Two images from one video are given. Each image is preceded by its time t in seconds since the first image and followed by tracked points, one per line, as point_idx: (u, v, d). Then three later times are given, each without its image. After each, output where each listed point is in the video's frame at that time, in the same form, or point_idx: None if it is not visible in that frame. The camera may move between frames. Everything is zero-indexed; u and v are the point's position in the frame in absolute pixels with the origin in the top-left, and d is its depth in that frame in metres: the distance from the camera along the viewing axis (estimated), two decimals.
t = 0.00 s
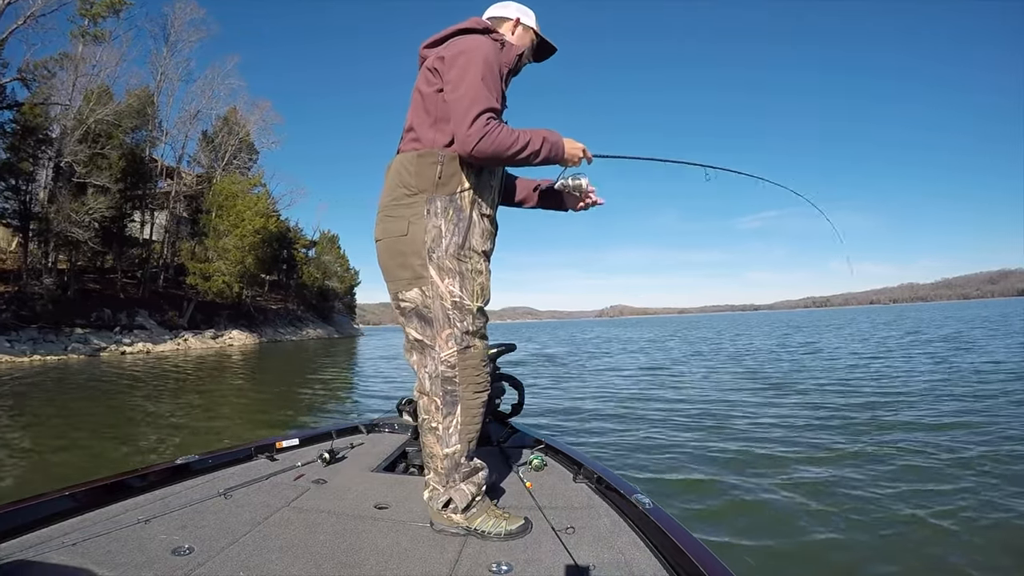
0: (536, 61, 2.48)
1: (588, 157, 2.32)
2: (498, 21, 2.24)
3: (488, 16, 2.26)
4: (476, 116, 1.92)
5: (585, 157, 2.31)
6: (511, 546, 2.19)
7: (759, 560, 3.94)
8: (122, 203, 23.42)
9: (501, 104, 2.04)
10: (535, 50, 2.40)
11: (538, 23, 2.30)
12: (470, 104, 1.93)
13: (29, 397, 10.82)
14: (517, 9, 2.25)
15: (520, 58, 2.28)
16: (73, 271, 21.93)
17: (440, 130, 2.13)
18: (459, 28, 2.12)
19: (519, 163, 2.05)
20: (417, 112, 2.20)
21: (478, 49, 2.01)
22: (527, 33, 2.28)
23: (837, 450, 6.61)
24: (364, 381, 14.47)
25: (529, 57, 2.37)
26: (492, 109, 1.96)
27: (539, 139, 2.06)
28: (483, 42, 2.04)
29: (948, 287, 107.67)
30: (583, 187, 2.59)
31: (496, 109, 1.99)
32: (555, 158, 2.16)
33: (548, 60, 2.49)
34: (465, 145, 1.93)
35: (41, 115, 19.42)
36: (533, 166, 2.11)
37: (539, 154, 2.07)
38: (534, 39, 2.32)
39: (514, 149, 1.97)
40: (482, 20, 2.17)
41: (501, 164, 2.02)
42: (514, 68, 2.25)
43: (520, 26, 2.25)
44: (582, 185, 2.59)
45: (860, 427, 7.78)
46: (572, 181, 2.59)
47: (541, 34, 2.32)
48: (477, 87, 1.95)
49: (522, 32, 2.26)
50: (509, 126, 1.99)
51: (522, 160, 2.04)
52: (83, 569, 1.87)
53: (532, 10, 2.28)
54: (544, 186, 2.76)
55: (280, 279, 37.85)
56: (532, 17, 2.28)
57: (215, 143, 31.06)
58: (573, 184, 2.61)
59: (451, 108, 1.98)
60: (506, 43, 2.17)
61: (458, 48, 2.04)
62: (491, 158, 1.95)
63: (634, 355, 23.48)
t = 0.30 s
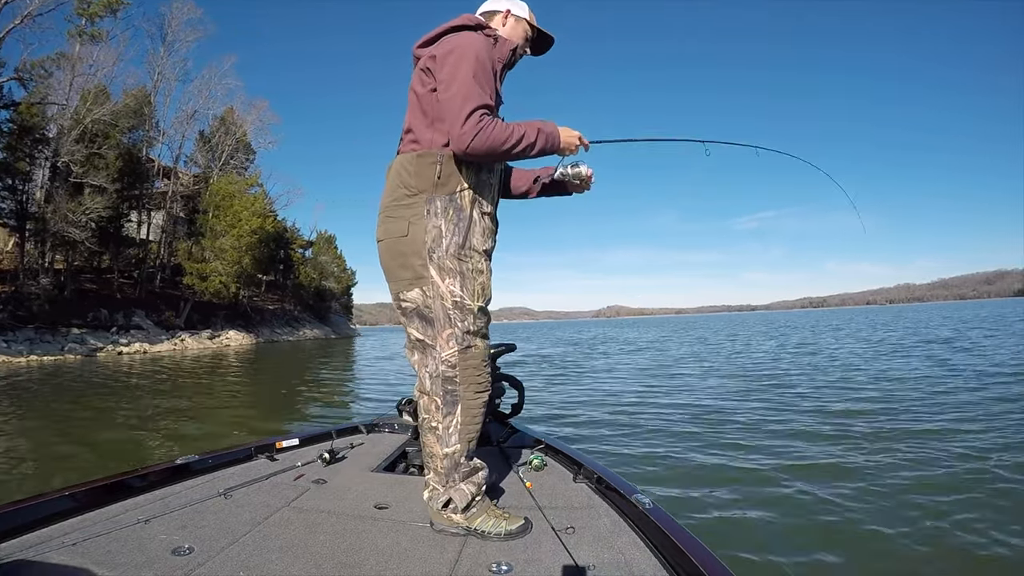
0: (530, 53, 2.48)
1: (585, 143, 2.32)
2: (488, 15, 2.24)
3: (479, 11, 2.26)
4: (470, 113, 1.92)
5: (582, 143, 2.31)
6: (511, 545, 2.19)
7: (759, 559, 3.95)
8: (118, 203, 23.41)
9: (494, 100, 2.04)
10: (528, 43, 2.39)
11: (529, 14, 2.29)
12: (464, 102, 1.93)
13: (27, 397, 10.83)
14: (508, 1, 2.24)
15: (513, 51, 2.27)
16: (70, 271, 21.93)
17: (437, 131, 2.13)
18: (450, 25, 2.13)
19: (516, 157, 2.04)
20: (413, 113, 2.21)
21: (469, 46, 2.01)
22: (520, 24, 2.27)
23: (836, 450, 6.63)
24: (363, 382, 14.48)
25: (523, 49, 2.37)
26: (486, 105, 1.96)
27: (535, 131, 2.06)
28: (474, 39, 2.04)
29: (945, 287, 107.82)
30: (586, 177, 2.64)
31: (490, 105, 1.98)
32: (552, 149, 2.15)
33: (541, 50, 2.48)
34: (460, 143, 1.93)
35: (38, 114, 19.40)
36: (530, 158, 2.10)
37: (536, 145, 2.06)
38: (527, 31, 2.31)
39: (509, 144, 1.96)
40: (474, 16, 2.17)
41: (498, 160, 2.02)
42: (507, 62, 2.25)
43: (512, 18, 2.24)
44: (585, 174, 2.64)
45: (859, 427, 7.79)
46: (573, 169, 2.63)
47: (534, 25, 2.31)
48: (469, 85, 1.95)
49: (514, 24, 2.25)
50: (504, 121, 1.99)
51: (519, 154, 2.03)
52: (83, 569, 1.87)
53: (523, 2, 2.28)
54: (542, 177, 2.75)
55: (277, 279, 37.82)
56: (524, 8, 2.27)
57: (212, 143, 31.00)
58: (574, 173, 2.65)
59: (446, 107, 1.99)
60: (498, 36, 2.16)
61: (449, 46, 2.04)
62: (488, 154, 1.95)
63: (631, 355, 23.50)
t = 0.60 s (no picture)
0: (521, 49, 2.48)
1: (583, 133, 2.32)
2: (482, 12, 2.24)
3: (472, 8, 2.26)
4: (467, 111, 1.93)
5: (580, 133, 2.31)
6: (511, 545, 2.19)
7: (758, 556, 3.96)
8: (115, 203, 23.33)
9: (491, 96, 2.04)
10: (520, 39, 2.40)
11: (522, 10, 2.29)
12: (461, 99, 1.94)
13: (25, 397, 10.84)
14: None
15: (506, 48, 2.28)
16: (67, 271, 21.87)
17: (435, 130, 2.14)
18: (443, 23, 2.13)
19: (514, 151, 2.04)
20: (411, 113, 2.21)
21: (463, 43, 2.02)
22: (512, 22, 2.27)
23: (833, 449, 6.65)
24: (360, 382, 14.53)
25: (516, 45, 2.37)
26: (483, 101, 1.96)
27: (532, 124, 2.07)
28: (468, 36, 2.04)
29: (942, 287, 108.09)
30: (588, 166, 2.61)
31: (487, 102, 1.99)
32: (550, 142, 2.16)
33: (534, 46, 2.48)
34: (459, 140, 1.94)
35: (34, 114, 19.35)
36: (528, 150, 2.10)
37: (533, 139, 2.07)
38: (520, 27, 2.32)
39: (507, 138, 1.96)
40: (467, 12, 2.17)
41: (497, 154, 2.01)
42: (501, 58, 2.25)
43: (506, 15, 2.24)
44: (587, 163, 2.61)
45: (857, 427, 7.81)
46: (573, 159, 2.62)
47: (526, 22, 2.32)
48: (465, 82, 1.96)
49: (507, 20, 2.25)
50: (501, 116, 1.99)
51: (518, 147, 2.03)
52: (84, 568, 1.86)
53: None
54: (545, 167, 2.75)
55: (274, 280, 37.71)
56: (516, 5, 2.27)
57: (208, 143, 30.92)
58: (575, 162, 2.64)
59: (442, 105, 1.99)
60: (491, 33, 2.16)
61: (443, 44, 2.04)
62: (486, 149, 1.95)
63: (628, 355, 23.53)
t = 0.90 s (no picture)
0: (519, 47, 2.48)
1: (586, 120, 2.32)
2: (480, 12, 2.24)
3: (470, 7, 2.26)
4: (470, 107, 1.93)
5: (583, 120, 2.31)
6: (511, 545, 2.19)
7: (757, 555, 3.96)
8: (112, 202, 23.28)
9: (493, 92, 2.04)
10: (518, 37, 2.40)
11: (520, 8, 2.28)
12: (463, 96, 1.94)
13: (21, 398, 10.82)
14: None
15: (505, 46, 2.27)
16: (64, 271, 21.82)
17: (438, 128, 2.14)
18: (442, 22, 2.13)
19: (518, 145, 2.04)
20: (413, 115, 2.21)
21: (463, 41, 2.02)
22: (511, 21, 2.27)
23: (831, 449, 6.67)
24: (358, 382, 14.53)
25: (515, 43, 2.37)
26: (486, 97, 1.96)
27: (535, 116, 2.06)
28: (467, 34, 2.04)
29: (938, 288, 108.34)
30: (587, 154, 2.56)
31: (490, 98, 1.99)
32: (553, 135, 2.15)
33: (532, 44, 2.48)
34: (463, 137, 1.94)
35: (31, 113, 19.29)
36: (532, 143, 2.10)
37: (536, 131, 2.06)
38: (518, 26, 2.32)
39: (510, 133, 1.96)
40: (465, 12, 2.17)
41: (500, 150, 2.01)
42: (500, 57, 2.24)
43: (504, 14, 2.24)
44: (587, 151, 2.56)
45: (855, 427, 7.83)
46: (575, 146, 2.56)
47: (524, 21, 2.32)
48: (467, 79, 1.96)
49: (506, 20, 2.25)
50: (503, 110, 1.99)
51: (522, 141, 2.03)
52: (83, 568, 1.86)
53: None
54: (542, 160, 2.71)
55: (271, 279, 37.59)
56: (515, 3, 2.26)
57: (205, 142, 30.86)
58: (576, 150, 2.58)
59: (445, 103, 1.99)
60: (490, 32, 2.16)
61: (444, 42, 2.04)
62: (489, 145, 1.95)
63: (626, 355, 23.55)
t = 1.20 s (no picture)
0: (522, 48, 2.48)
1: (590, 127, 2.31)
2: (481, 13, 2.24)
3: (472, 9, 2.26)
4: (467, 105, 1.93)
5: (586, 128, 2.30)
6: (511, 545, 2.19)
7: (757, 559, 3.97)
8: (110, 202, 23.21)
9: (492, 92, 2.04)
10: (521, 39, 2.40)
11: (522, 10, 2.28)
12: (461, 94, 1.94)
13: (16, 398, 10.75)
14: None
15: (506, 48, 2.28)
16: (60, 270, 21.75)
17: (438, 128, 2.14)
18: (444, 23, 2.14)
19: (517, 146, 2.03)
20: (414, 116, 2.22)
21: (463, 41, 2.02)
22: (512, 22, 2.27)
23: (828, 450, 6.69)
24: (355, 382, 14.52)
25: (517, 46, 2.37)
26: (483, 96, 1.96)
27: (535, 117, 2.05)
28: (468, 34, 2.04)
29: (934, 288, 108.63)
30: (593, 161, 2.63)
31: (488, 97, 1.98)
32: (553, 136, 2.13)
33: (535, 45, 2.48)
34: (460, 134, 1.94)
35: (28, 112, 19.22)
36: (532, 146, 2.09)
37: (535, 132, 2.05)
38: (520, 28, 2.32)
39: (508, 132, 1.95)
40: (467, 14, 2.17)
41: (498, 149, 2.01)
42: (502, 58, 2.24)
43: (505, 15, 2.24)
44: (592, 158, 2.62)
45: (853, 428, 7.85)
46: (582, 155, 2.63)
47: (527, 22, 2.32)
48: (466, 77, 1.96)
49: (507, 21, 2.25)
50: (501, 109, 1.98)
51: (521, 142, 2.03)
52: (83, 568, 1.86)
53: None
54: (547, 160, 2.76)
55: (267, 279, 37.51)
56: (516, 4, 2.26)
57: (202, 142, 30.80)
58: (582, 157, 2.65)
59: (443, 102, 1.99)
60: (492, 33, 2.16)
61: (444, 42, 2.05)
62: (486, 144, 1.95)
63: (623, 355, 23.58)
